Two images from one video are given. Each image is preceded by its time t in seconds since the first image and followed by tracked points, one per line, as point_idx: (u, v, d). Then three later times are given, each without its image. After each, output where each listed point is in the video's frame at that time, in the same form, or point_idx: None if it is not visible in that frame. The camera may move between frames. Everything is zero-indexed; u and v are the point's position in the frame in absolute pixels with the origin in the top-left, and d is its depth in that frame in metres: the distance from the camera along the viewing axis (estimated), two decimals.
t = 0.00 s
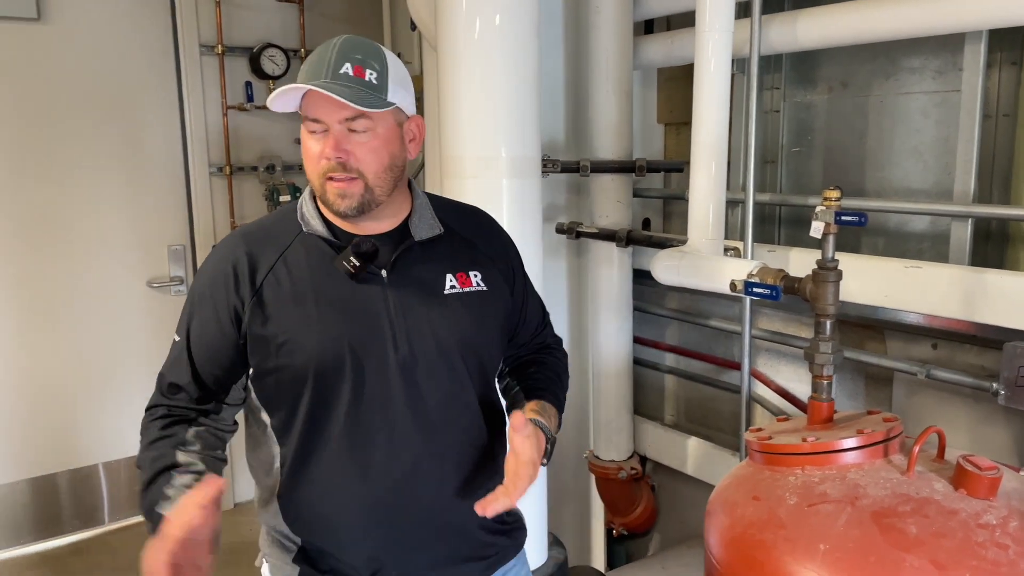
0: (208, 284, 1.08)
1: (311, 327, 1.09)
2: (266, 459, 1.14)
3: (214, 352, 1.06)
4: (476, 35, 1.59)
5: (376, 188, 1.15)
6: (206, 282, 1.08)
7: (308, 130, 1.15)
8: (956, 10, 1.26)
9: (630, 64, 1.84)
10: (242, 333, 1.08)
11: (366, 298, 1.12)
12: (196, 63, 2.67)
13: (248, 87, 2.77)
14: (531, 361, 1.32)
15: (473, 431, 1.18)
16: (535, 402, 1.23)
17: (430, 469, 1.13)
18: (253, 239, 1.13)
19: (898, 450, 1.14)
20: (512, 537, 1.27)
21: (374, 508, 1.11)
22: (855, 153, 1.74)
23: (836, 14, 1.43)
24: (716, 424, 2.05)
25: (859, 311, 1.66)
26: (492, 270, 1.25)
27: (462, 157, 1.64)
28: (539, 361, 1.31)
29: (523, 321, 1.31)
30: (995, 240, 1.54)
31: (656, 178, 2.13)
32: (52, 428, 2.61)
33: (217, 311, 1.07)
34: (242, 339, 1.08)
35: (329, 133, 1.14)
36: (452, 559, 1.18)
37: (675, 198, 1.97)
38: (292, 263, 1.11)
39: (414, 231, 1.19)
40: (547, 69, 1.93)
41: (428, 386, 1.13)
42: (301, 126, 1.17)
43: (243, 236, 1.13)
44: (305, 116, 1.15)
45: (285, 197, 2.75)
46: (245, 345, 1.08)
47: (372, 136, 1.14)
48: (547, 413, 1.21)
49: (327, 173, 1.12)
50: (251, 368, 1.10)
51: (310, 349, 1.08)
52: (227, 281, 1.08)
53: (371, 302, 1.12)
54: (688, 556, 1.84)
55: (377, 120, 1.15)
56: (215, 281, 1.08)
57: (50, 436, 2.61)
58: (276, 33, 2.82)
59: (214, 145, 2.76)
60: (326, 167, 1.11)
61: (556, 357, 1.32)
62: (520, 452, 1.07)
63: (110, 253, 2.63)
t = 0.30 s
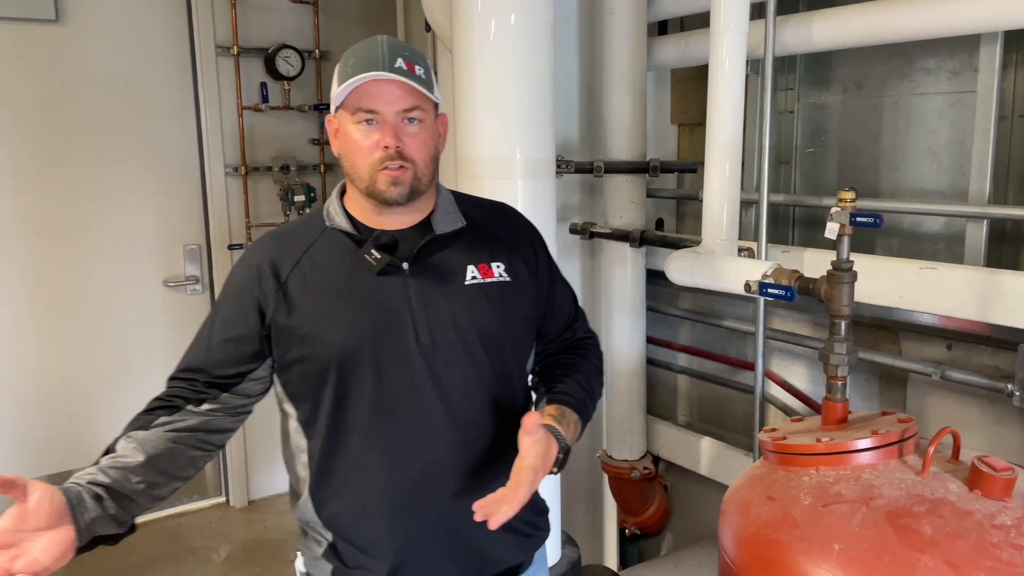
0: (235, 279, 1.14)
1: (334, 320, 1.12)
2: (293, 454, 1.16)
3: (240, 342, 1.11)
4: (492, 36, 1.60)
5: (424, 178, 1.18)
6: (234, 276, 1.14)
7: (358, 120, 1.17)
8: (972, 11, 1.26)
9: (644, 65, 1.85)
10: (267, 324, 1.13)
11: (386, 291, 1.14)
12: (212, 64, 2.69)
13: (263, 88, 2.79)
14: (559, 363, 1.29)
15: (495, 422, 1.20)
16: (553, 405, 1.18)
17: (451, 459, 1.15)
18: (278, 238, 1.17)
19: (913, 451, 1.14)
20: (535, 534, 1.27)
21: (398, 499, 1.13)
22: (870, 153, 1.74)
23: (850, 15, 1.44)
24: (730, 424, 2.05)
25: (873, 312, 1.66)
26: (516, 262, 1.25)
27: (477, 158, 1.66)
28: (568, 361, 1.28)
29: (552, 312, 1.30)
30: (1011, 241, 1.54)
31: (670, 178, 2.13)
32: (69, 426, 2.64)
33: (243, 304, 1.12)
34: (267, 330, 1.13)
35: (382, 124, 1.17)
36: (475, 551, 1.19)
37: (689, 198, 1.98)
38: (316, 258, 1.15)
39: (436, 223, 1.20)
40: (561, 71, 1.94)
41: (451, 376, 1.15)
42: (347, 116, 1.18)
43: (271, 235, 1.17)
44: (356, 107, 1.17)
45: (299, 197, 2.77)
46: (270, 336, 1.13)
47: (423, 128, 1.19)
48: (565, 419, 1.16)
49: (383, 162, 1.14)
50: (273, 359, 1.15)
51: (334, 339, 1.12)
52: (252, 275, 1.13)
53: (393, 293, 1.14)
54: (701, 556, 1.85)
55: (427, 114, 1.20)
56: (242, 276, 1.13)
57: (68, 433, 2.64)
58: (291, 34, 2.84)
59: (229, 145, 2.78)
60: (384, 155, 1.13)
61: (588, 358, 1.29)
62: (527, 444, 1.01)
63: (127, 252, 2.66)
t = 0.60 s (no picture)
0: (289, 281, 1.19)
1: (384, 314, 1.16)
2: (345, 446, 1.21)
3: (296, 341, 1.18)
4: (500, 35, 1.60)
5: (465, 171, 1.21)
6: (288, 278, 1.20)
7: (401, 116, 1.21)
8: (981, 9, 1.26)
9: (653, 64, 1.85)
10: (319, 323, 1.18)
11: (432, 286, 1.18)
12: (221, 63, 2.70)
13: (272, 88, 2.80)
14: (603, 350, 1.32)
15: (540, 413, 1.22)
16: (602, 394, 1.22)
17: (496, 451, 1.18)
18: (328, 238, 1.22)
19: (922, 451, 1.14)
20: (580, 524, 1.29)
21: (448, 489, 1.17)
22: (880, 153, 1.73)
23: (859, 14, 1.43)
24: (738, 424, 2.05)
25: (882, 311, 1.66)
26: (556, 253, 1.27)
27: (486, 158, 1.66)
28: (609, 351, 1.31)
29: (593, 305, 1.33)
30: (1021, 241, 1.53)
31: (678, 177, 2.13)
32: (81, 423, 2.66)
33: (299, 304, 1.18)
34: (319, 329, 1.18)
35: (424, 119, 1.20)
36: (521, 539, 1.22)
37: (697, 198, 1.98)
38: (363, 256, 1.19)
39: (479, 218, 1.24)
40: (570, 70, 1.94)
41: (495, 368, 1.17)
42: (390, 114, 1.22)
43: (318, 236, 1.22)
44: (399, 103, 1.21)
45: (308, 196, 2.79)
46: (322, 335, 1.18)
47: (464, 122, 1.22)
48: (614, 408, 1.19)
49: (426, 156, 1.18)
50: (328, 355, 1.20)
51: (382, 334, 1.15)
52: (305, 276, 1.19)
53: (438, 288, 1.17)
54: (709, 555, 1.85)
55: (467, 108, 1.24)
56: (296, 277, 1.19)
57: (79, 431, 2.66)
58: (300, 34, 2.86)
59: (239, 144, 2.80)
60: (427, 148, 1.17)
61: (628, 346, 1.31)
62: (586, 435, 1.07)
63: (138, 251, 2.68)
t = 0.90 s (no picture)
0: (324, 276, 1.19)
1: (416, 313, 1.16)
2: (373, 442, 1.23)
3: (328, 338, 1.18)
4: (505, 35, 1.60)
5: (494, 168, 1.21)
6: (322, 273, 1.19)
7: (430, 114, 1.21)
8: (988, 8, 1.25)
9: (657, 63, 1.85)
10: (353, 320, 1.18)
11: (464, 282, 1.18)
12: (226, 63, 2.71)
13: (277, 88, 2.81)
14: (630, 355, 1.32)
15: (572, 411, 1.21)
16: (635, 404, 1.23)
17: (528, 448, 1.17)
18: (361, 235, 1.22)
19: (927, 452, 1.13)
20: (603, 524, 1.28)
21: (480, 486, 1.16)
22: (886, 153, 1.73)
23: (865, 14, 1.43)
24: (743, 425, 2.04)
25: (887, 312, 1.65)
26: (585, 252, 1.28)
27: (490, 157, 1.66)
28: (637, 355, 1.32)
29: (622, 304, 1.33)
30: None
31: (683, 177, 2.13)
32: (85, 422, 2.67)
33: (333, 301, 1.18)
34: (353, 326, 1.18)
35: (453, 116, 1.20)
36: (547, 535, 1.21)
37: (702, 198, 1.97)
38: (396, 253, 1.20)
39: (509, 217, 1.24)
40: (574, 70, 1.94)
41: (527, 365, 1.17)
42: (419, 112, 1.22)
43: (350, 233, 1.23)
44: (428, 101, 1.21)
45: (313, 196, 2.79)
46: (356, 332, 1.19)
47: (492, 118, 1.22)
48: (648, 417, 1.21)
49: (455, 154, 1.18)
50: (360, 351, 1.20)
51: (414, 331, 1.16)
52: (340, 272, 1.19)
53: (469, 285, 1.18)
54: (713, 556, 1.84)
55: (496, 105, 1.24)
56: (330, 273, 1.19)
57: (84, 430, 2.67)
58: (305, 34, 2.86)
59: (243, 144, 2.80)
60: (456, 146, 1.17)
61: (655, 351, 1.32)
62: (621, 456, 1.09)
63: (142, 251, 2.69)
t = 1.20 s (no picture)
0: (320, 268, 1.18)
1: (409, 309, 1.16)
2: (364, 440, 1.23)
3: (323, 331, 1.17)
4: (505, 35, 1.59)
5: (497, 163, 1.21)
6: (318, 260, 1.18)
7: (433, 108, 1.20)
8: (989, 8, 1.24)
9: (658, 64, 1.84)
10: (346, 313, 1.17)
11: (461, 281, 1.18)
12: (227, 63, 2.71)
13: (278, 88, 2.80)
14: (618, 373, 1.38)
15: (566, 414, 1.21)
16: (624, 439, 1.33)
17: (522, 451, 1.17)
18: (360, 226, 1.21)
19: (928, 455, 1.13)
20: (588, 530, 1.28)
21: (471, 488, 1.16)
22: (887, 153, 1.72)
23: (866, 14, 1.42)
24: (743, 426, 2.04)
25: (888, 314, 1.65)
26: (584, 257, 1.29)
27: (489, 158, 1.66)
28: (627, 375, 1.37)
29: (618, 312, 1.35)
30: None
31: (684, 178, 2.12)
32: (85, 423, 2.67)
33: (328, 291, 1.17)
34: (345, 319, 1.17)
35: (457, 110, 1.20)
36: (533, 541, 1.20)
37: (702, 199, 1.97)
38: (395, 247, 1.19)
39: (510, 218, 1.25)
40: (574, 71, 1.94)
41: (521, 367, 1.17)
42: (423, 105, 1.21)
43: (350, 223, 1.22)
44: (432, 94, 1.20)
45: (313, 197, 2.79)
46: (349, 325, 1.18)
47: (496, 113, 1.22)
48: (635, 454, 1.33)
49: (458, 147, 1.17)
50: (352, 345, 1.19)
51: (406, 329, 1.15)
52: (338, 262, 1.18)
53: (466, 284, 1.18)
54: (713, 558, 1.84)
55: (500, 100, 1.24)
56: (326, 262, 1.18)
57: (84, 431, 2.67)
58: (306, 35, 2.86)
59: (244, 145, 2.80)
60: (460, 140, 1.17)
61: (645, 369, 1.37)
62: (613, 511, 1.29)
63: (143, 252, 2.69)
